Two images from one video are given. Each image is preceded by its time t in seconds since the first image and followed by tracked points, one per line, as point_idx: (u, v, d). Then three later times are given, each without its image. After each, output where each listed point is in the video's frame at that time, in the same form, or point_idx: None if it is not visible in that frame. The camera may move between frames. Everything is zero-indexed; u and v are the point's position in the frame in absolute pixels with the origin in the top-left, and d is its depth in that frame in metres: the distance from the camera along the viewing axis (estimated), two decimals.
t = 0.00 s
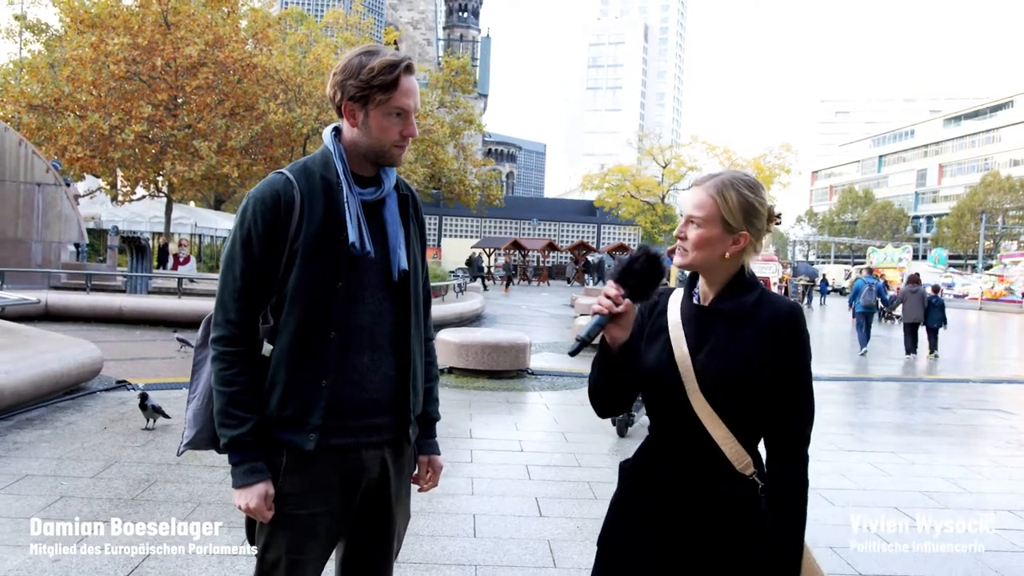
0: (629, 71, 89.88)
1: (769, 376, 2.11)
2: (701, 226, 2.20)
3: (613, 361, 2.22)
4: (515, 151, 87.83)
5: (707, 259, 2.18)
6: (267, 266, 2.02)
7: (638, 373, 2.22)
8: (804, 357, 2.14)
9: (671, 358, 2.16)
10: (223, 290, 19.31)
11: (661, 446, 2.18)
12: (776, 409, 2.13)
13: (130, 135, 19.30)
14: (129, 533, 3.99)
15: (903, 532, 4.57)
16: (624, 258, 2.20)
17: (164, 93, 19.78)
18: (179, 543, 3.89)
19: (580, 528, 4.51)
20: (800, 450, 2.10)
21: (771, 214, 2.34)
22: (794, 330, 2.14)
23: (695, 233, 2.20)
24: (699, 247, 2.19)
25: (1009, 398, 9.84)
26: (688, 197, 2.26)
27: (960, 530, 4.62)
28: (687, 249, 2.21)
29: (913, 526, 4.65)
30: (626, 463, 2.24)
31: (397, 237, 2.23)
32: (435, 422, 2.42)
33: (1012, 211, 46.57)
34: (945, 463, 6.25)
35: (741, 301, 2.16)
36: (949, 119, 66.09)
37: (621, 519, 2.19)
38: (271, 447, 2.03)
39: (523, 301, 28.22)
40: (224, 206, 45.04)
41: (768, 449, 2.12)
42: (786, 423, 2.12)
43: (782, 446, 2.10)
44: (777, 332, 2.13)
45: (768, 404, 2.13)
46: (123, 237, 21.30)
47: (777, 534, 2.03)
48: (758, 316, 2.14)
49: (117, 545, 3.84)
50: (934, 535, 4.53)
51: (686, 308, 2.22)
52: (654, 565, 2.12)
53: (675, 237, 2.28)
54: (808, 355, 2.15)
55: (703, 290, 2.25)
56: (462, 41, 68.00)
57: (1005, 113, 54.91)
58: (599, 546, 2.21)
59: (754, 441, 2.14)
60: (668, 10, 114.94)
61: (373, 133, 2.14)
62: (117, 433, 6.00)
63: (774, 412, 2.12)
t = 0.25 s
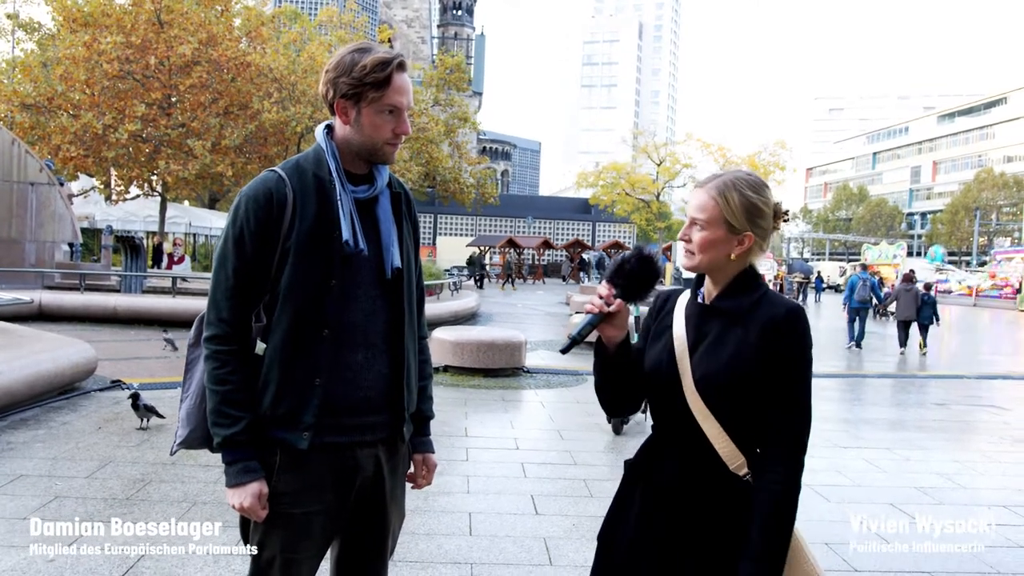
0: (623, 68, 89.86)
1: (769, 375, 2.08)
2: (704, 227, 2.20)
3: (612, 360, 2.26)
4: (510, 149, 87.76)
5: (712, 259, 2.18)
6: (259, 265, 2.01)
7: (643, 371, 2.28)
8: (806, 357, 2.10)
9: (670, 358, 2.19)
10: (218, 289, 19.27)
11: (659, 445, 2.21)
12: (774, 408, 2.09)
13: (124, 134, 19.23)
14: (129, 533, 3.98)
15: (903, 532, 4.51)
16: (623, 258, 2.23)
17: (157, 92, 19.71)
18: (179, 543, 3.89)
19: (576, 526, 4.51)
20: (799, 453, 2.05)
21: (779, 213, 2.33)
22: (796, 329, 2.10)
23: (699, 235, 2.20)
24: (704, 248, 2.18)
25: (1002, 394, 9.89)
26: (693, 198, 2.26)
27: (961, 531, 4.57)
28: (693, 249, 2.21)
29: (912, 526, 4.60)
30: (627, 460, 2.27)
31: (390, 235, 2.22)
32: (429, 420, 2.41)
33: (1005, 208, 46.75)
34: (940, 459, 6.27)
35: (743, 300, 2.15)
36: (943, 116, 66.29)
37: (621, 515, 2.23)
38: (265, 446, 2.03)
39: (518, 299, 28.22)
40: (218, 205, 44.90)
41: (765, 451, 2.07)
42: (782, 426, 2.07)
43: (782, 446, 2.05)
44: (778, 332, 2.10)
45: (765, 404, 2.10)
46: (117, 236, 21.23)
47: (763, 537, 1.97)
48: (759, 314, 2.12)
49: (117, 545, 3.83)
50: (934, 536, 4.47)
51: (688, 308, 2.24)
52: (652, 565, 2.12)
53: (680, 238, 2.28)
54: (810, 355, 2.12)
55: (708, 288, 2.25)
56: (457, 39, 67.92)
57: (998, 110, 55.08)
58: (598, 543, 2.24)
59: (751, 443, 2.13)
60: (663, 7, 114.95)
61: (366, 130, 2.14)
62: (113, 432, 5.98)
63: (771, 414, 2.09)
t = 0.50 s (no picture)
0: (622, 64, 89.72)
1: (779, 374, 2.08)
2: (714, 224, 2.19)
3: (618, 357, 2.24)
4: (509, 146, 87.65)
5: (722, 256, 2.17)
6: (259, 262, 2.00)
7: (649, 368, 2.26)
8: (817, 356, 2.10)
9: (677, 355, 2.18)
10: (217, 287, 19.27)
11: (664, 443, 2.19)
12: (785, 407, 2.08)
13: (122, 132, 19.20)
14: (129, 533, 3.97)
15: (902, 531, 4.45)
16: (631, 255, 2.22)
17: (155, 90, 19.67)
18: (180, 543, 3.87)
19: (577, 523, 4.50)
20: (808, 454, 2.05)
21: (788, 210, 2.33)
22: (808, 329, 2.09)
23: (709, 233, 2.19)
24: (714, 246, 2.18)
25: (1002, 388, 9.89)
26: (702, 196, 2.26)
27: (962, 530, 4.48)
28: (703, 246, 2.20)
29: (912, 525, 4.53)
30: (628, 457, 2.26)
31: (390, 231, 2.22)
32: (430, 417, 2.41)
33: (1004, 202, 46.76)
34: (940, 454, 6.28)
35: (754, 298, 2.14)
36: (941, 110, 66.26)
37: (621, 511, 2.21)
38: (266, 444, 2.02)
39: (518, 296, 28.22)
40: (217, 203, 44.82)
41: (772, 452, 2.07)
42: (789, 424, 2.07)
43: (789, 445, 2.04)
44: (789, 332, 2.09)
45: (775, 403, 2.10)
46: (116, 235, 21.21)
47: (771, 540, 1.97)
48: (770, 313, 2.12)
49: (117, 544, 3.82)
50: (933, 535, 4.40)
51: (696, 304, 2.23)
52: (653, 564, 2.11)
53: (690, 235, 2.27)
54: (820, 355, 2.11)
55: (718, 285, 2.24)
56: (455, 36, 67.78)
57: (996, 104, 55.06)
58: (600, 541, 2.22)
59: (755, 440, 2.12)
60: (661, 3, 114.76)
61: (365, 127, 2.13)
62: (112, 431, 5.97)
63: (780, 412, 2.09)
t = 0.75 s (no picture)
0: (621, 65, 89.76)
1: (782, 377, 2.09)
2: (717, 228, 2.19)
3: (621, 358, 2.24)
4: (508, 147, 87.67)
5: (725, 260, 2.17)
6: (260, 266, 2.00)
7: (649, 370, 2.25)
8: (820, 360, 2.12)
9: (677, 355, 2.17)
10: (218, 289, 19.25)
11: (663, 444, 2.19)
12: (789, 408, 2.09)
13: (122, 135, 19.19)
14: (129, 533, 3.99)
15: (903, 533, 4.44)
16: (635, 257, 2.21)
17: (154, 93, 19.66)
18: (180, 543, 3.90)
19: (578, 524, 4.50)
20: (809, 454, 2.06)
21: (791, 212, 2.33)
22: (810, 334, 2.11)
23: (711, 236, 2.18)
24: (718, 249, 2.17)
25: (1003, 389, 9.89)
26: (705, 197, 2.26)
27: (962, 531, 4.48)
28: (706, 249, 2.20)
29: (913, 526, 4.52)
30: (626, 458, 2.25)
31: (392, 233, 2.21)
32: (434, 420, 2.41)
33: (1004, 202, 46.78)
34: (941, 454, 6.27)
35: (757, 303, 2.15)
36: (940, 111, 66.28)
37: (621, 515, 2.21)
38: (268, 447, 2.02)
39: (518, 297, 28.21)
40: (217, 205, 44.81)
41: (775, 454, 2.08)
42: (794, 426, 2.08)
43: (793, 448, 2.06)
44: (792, 336, 2.11)
45: (778, 405, 2.11)
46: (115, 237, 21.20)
47: (785, 541, 2.00)
48: (775, 319, 2.13)
49: (117, 544, 3.85)
50: (934, 536, 4.39)
51: (697, 305, 2.23)
52: (653, 564, 2.11)
53: (692, 236, 2.27)
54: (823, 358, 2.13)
55: (719, 287, 2.24)
56: (453, 37, 67.79)
57: (995, 104, 55.06)
58: (600, 545, 2.22)
59: (754, 440, 2.13)
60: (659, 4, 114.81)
61: (367, 129, 2.13)
62: (113, 434, 5.99)
63: (784, 414, 2.10)
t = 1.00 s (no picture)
0: (617, 71, 89.95)
1: (778, 379, 2.10)
2: (713, 233, 2.19)
3: (618, 365, 2.23)
4: (505, 152, 87.79)
5: (721, 264, 2.18)
6: (258, 271, 2.00)
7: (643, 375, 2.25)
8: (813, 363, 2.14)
9: (671, 361, 2.17)
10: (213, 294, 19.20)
11: (658, 449, 2.18)
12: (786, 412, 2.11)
13: (118, 139, 19.17)
14: (129, 533, 4.03)
15: (903, 532, 4.53)
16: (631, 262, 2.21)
17: (151, 97, 19.64)
18: (179, 544, 3.93)
19: (574, 530, 4.49)
20: (805, 457, 2.08)
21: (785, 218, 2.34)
22: (802, 338, 2.12)
23: (707, 240, 2.19)
24: (712, 253, 2.18)
25: (998, 394, 9.91)
26: (701, 202, 2.26)
27: (961, 530, 4.57)
28: (701, 254, 2.20)
29: (912, 527, 4.61)
30: (621, 465, 2.26)
31: (391, 239, 2.21)
32: (432, 426, 2.41)
33: (999, 208, 46.90)
34: (938, 460, 6.28)
35: (751, 309, 2.16)
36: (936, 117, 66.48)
37: (618, 521, 2.21)
38: (266, 452, 2.01)
39: (514, 302, 28.18)
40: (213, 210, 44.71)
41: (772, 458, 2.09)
42: (789, 430, 2.09)
43: (787, 453, 2.08)
44: (787, 340, 2.12)
45: (773, 408, 2.12)
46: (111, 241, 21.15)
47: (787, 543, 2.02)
48: (768, 323, 2.14)
49: (116, 544, 3.88)
50: (934, 536, 4.48)
51: (690, 312, 2.23)
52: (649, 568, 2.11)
53: (688, 242, 2.28)
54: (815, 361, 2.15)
55: (711, 293, 2.25)
56: (450, 42, 67.91)
57: (990, 110, 55.25)
58: (597, 550, 2.22)
59: (750, 444, 2.14)
60: (656, 10, 115.08)
61: (365, 134, 2.13)
62: (108, 438, 5.97)
63: (780, 417, 2.10)
